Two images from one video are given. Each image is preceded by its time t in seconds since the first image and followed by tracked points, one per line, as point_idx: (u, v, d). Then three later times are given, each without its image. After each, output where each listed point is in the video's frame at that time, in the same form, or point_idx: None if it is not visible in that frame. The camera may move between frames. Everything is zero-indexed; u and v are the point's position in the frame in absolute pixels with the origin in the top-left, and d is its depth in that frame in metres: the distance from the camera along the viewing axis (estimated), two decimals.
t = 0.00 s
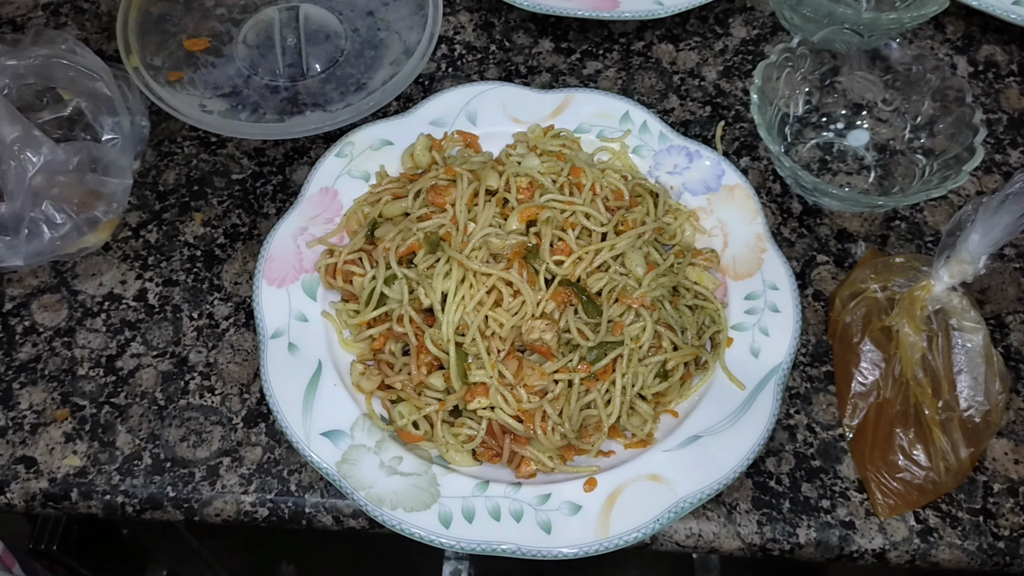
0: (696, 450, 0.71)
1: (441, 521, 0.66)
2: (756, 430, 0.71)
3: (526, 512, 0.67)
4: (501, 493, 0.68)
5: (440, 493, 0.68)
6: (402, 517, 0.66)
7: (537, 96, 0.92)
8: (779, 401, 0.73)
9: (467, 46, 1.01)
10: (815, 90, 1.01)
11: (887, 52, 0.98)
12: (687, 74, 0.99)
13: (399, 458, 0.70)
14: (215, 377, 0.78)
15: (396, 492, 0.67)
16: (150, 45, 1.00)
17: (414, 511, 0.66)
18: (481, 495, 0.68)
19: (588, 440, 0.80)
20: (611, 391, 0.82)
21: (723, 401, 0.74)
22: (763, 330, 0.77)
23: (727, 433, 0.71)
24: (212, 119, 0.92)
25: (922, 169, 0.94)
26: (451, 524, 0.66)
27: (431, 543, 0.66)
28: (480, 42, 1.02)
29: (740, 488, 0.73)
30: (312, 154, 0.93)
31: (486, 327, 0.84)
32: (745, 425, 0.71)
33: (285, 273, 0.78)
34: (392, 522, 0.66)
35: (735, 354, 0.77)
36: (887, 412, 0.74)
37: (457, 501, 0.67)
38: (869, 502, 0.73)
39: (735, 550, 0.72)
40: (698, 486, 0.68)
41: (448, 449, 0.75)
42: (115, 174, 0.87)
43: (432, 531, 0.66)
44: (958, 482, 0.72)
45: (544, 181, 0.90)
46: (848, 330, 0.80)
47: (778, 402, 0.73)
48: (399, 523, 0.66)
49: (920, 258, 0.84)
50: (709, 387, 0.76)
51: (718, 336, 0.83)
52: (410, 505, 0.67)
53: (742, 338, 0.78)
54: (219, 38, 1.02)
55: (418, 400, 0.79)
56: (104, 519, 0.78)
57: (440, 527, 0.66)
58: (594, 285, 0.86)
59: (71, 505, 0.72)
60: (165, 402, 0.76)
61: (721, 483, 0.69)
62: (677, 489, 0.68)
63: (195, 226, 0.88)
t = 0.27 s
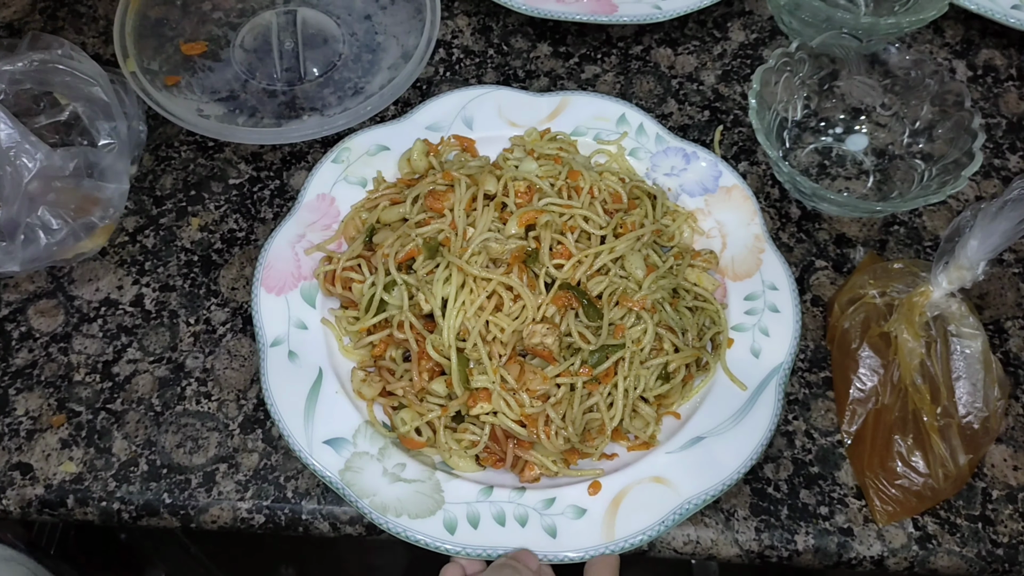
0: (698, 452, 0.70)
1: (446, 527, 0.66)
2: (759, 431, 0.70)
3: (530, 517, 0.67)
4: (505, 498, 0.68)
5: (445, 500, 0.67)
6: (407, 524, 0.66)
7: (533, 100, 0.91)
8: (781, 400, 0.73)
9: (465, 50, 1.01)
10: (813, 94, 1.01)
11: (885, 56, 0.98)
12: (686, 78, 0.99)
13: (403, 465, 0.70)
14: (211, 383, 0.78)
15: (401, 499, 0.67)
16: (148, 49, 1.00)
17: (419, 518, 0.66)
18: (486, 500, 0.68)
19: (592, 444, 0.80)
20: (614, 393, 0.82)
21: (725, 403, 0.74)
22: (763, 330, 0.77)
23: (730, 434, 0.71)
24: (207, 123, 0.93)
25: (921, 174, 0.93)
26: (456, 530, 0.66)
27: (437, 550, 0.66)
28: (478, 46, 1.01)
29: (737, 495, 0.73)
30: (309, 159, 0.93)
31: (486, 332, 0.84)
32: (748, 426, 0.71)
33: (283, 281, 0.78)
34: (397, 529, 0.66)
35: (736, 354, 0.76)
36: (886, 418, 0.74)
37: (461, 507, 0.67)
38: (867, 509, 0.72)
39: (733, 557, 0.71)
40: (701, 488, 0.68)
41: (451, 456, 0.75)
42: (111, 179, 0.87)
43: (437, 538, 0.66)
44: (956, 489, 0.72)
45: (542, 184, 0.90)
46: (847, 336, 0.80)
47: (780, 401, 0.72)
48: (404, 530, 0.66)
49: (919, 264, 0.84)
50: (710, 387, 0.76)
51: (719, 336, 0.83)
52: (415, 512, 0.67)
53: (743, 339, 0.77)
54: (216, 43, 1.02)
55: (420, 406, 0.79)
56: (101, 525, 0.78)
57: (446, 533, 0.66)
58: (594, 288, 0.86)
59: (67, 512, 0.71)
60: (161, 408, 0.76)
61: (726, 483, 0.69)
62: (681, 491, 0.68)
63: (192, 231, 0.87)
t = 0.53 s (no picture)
0: (705, 435, 0.70)
1: (460, 519, 0.66)
2: (762, 411, 0.71)
3: (543, 505, 0.67)
4: (517, 488, 0.68)
5: (457, 492, 0.67)
6: (421, 517, 0.66)
7: (524, 91, 0.91)
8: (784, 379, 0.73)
9: (463, 51, 1.01)
10: (811, 94, 1.01)
11: (883, 56, 0.98)
12: (684, 79, 0.99)
13: (413, 459, 0.70)
14: (209, 386, 0.78)
15: (413, 492, 0.67)
16: (145, 51, 1.00)
17: (433, 511, 0.66)
18: (498, 491, 0.67)
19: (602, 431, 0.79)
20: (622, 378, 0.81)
21: (729, 386, 0.74)
22: (763, 312, 0.77)
23: (735, 415, 0.71)
24: (203, 125, 0.93)
25: (919, 175, 0.93)
26: (471, 521, 0.66)
27: (453, 543, 0.65)
28: (476, 47, 1.01)
29: (736, 497, 0.73)
30: (307, 160, 0.92)
31: (491, 324, 0.83)
32: (752, 408, 0.71)
33: (284, 282, 0.78)
34: (412, 522, 0.65)
35: (737, 336, 0.77)
36: (884, 420, 0.74)
37: (474, 498, 0.67)
38: (866, 510, 0.72)
39: (731, 558, 0.71)
40: (709, 470, 0.68)
41: (460, 448, 0.75)
42: (108, 182, 0.87)
43: (452, 530, 0.65)
44: (955, 490, 0.72)
45: (538, 176, 0.90)
46: (845, 337, 0.80)
47: (783, 379, 0.73)
48: (418, 523, 0.65)
49: (917, 265, 0.84)
50: (713, 370, 0.76)
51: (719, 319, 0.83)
52: (428, 505, 0.66)
53: (743, 322, 0.78)
54: (213, 44, 1.02)
55: (428, 401, 0.79)
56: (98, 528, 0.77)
57: (460, 525, 0.66)
58: (597, 276, 0.86)
59: (65, 515, 0.71)
60: (158, 411, 0.76)
61: (735, 462, 0.69)
62: (690, 473, 0.68)
63: (189, 234, 0.87)
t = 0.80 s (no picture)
0: (703, 435, 0.70)
1: (456, 519, 0.65)
2: (761, 411, 0.70)
3: (540, 506, 0.66)
4: (514, 488, 0.67)
5: (453, 492, 0.67)
6: (417, 518, 0.65)
7: (522, 90, 0.91)
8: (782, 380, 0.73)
9: (460, 50, 1.01)
10: (810, 94, 1.01)
11: (882, 55, 0.98)
12: (682, 78, 0.99)
13: (409, 459, 0.69)
14: (205, 386, 0.77)
15: (409, 493, 0.67)
16: (142, 50, 0.99)
17: (429, 511, 0.66)
18: (495, 491, 0.67)
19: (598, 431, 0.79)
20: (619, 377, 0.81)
21: (727, 386, 0.73)
22: (761, 311, 0.77)
23: (734, 415, 0.71)
24: (202, 125, 0.93)
25: (918, 174, 0.93)
26: (467, 522, 0.65)
27: (449, 543, 0.65)
28: (473, 46, 1.01)
29: (734, 497, 0.73)
30: (304, 159, 0.92)
31: (488, 324, 0.83)
32: (751, 407, 0.71)
33: (281, 281, 0.78)
34: (407, 523, 0.65)
35: (735, 335, 0.77)
36: (882, 420, 0.74)
37: (471, 498, 0.67)
38: (864, 510, 0.72)
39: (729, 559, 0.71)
40: (708, 470, 0.68)
41: (458, 448, 0.75)
42: (104, 181, 0.87)
43: (448, 530, 0.65)
44: (953, 491, 0.71)
45: (537, 175, 0.89)
46: (844, 337, 0.79)
47: (781, 379, 0.72)
48: (414, 524, 0.65)
49: (915, 265, 0.84)
50: (711, 370, 0.76)
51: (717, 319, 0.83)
52: (424, 505, 0.66)
53: (742, 321, 0.77)
54: (210, 43, 1.02)
55: (425, 401, 0.79)
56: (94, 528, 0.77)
57: (456, 526, 0.65)
58: (594, 275, 0.86)
59: (61, 515, 0.71)
60: (154, 411, 0.76)
61: (732, 462, 0.69)
62: (688, 473, 0.68)
63: (185, 233, 0.87)
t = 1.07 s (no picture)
0: (703, 434, 0.70)
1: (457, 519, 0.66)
2: (761, 410, 0.71)
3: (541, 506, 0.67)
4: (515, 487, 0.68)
5: (455, 492, 0.67)
6: (419, 518, 0.66)
7: (521, 91, 0.91)
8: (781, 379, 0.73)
9: (460, 51, 1.01)
10: (808, 94, 1.02)
11: (880, 55, 0.98)
12: (681, 79, 0.99)
13: (411, 459, 0.70)
14: (206, 387, 0.78)
15: (411, 493, 0.67)
16: (142, 51, 1.00)
17: (430, 511, 0.66)
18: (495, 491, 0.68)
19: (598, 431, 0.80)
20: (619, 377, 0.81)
21: (727, 385, 0.74)
22: (760, 310, 0.77)
23: (734, 414, 0.71)
24: (206, 127, 0.93)
25: (917, 173, 0.93)
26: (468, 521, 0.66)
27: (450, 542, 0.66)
28: (473, 47, 1.01)
29: (734, 496, 0.73)
30: (304, 161, 0.93)
31: (488, 324, 0.84)
32: (750, 406, 0.71)
33: (282, 283, 0.78)
34: (409, 523, 0.66)
35: (735, 335, 0.77)
36: (881, 419, 0.74)
37: (472, 498, 0.67)
38: (863, 509, 0.72)
39: (730, 558, 0.72)
40: (707, 469, 0.68)
41: (459, 448, 0.75)
42: (105, 182, 0.87)
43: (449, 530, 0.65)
44: (952, 489, 0.72)
45: (536, 175, 0.90)
46: (843, 336, 0.80)
47: (781, 379, 0.73)
48: (415, 524, 0.66)
49: (914, 264, 0.84)
50: (711, 369, 0.76)
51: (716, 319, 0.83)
52: (426, 505, 0.66)
53: (741, 321, 0.78)
54: (210, 45, 1.02)
55: (426, 401, 0.79)
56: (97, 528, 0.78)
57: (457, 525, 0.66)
58: (593, 275, 0.86)
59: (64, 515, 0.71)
60: (157, 412, 0.76)
61: (732, 461, 0.69)
62: (687, 472, 0.68)
63: (186, 234, 0.87)
